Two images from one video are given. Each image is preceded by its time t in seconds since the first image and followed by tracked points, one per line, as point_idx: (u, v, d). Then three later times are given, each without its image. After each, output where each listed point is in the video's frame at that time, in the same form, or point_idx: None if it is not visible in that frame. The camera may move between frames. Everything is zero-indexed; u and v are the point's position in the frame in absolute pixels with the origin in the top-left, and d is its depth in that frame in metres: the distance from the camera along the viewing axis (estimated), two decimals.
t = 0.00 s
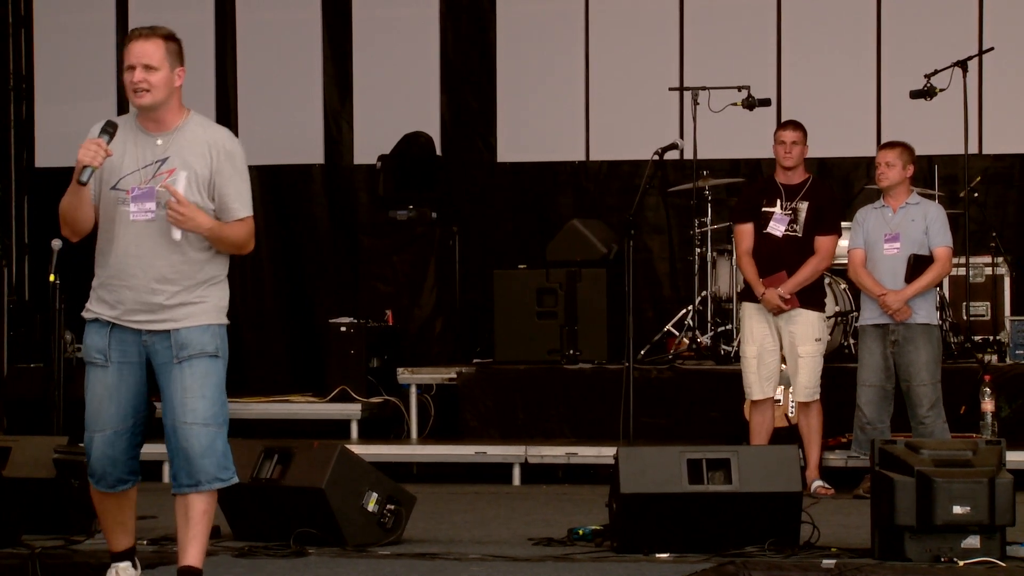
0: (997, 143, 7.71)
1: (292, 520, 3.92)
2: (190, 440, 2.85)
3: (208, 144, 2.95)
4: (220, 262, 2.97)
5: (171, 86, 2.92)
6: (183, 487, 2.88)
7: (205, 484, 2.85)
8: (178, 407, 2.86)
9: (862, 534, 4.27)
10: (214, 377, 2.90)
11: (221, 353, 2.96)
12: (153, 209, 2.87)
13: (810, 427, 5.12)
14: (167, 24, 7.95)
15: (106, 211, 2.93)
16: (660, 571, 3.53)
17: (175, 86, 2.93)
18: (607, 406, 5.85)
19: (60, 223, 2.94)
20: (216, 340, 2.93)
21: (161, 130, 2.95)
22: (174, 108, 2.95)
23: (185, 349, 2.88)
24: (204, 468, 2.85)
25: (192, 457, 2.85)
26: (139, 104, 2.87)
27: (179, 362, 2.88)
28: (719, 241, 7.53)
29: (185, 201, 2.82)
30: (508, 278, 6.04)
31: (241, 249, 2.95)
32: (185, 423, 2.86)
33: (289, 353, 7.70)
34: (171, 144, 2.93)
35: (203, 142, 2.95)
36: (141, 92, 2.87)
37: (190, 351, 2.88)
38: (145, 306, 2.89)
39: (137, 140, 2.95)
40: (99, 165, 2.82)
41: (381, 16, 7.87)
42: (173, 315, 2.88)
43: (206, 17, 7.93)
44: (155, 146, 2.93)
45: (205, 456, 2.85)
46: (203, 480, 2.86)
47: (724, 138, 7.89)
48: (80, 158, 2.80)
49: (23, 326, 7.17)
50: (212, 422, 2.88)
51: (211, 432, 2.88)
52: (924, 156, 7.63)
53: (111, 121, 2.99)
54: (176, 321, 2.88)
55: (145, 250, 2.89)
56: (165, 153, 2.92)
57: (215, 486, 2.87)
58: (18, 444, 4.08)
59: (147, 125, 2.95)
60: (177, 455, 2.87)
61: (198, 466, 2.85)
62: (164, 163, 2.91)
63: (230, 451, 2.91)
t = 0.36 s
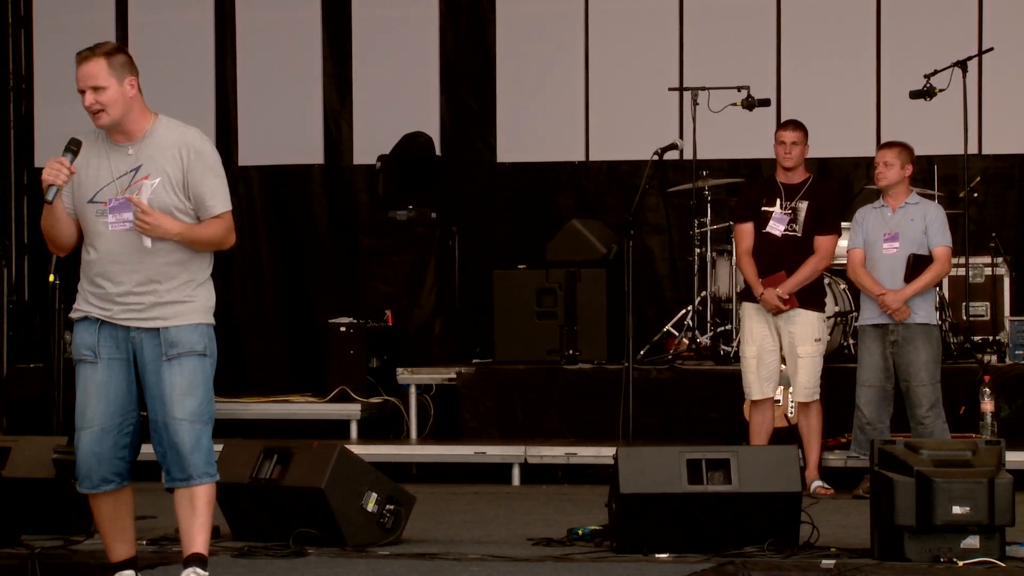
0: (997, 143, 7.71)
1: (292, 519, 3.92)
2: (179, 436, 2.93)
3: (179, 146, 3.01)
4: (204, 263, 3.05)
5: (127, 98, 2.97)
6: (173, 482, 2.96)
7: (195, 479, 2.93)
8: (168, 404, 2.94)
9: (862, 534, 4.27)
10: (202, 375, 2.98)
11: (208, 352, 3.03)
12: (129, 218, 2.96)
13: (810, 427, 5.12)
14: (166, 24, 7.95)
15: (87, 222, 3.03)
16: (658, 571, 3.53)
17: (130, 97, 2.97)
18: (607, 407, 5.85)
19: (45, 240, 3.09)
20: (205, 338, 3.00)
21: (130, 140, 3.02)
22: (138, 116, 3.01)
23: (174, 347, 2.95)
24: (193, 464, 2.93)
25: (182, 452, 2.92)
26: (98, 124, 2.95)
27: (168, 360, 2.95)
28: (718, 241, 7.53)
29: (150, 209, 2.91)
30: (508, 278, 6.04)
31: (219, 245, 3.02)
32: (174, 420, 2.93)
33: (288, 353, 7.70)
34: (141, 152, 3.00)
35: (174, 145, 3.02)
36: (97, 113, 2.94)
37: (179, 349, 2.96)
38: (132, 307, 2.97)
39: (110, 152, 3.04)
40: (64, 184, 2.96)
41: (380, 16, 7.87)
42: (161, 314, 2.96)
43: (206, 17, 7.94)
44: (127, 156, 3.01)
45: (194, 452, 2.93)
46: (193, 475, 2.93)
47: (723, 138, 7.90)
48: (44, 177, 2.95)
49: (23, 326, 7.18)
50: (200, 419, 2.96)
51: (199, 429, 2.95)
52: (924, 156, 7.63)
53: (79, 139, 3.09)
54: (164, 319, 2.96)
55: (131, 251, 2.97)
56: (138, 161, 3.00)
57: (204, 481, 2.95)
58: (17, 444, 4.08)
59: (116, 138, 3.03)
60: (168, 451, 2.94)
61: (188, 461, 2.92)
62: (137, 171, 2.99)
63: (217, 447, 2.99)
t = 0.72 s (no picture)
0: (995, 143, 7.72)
1: (292, 519, 3.91)
2: (197, 431, 2.92)
3: (186, 144, 3.03)
4: (216, 258, 3.05)
5: (136, 94, 3.00)
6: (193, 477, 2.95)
7: (214, 472, 2.92)
8: (185, 400, 2.93)
9: (861, 534, 4.27)
10: (218, 371, 2.98)
11: (223, 349, 3.03)
12: (138, 216, 2.97)
13: (810, 427, 5.12)
14: (165, 24, 7.95)
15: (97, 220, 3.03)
16: (657, 571, 3.53)
17: (138, 93, 3.00)
18: (606, 407, 5.86)
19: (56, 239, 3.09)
20: (218, 335, 3.00)
21: (139, 138, 3.03)
22: (147, 114, 3.03)
23: (189, 343, 2.95)
24: (213, 458, 2.92)
25: (201, 447, 2.91)
26: (106, 118, 2.98)
27: (183, 356, 2.95)
28: (717, 241, 7.53)
29: (159, 190, 2.89)
30: (507, 278, 6.04)
31: (219, 241, 2.98)
32: (192, 415, 2.93)
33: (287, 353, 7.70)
34: (150, 150, 3.01)
35: (183, 144, 3.03)
36: (105, 106, 2.97)
37: (194, 346, 2.96)
38: (144, 302, 2.96)
39: (117, 150, 3.05)
40: (68, 178, 2.97)
41: (379, 15, 7.87)
42: (172, 310, 2.96)
43: (205, 17, 7.94)
44: (134, 154, 3.02)
45: (214, 446, 2.92)
46: (212, 469, 2.93)
47: (723, 138, 7.90)
48: (49, 172, 2.97)
49: (22, 326, 7.18)
50: (220, 414, 2.95)
51: (219, 425, 2.94)
52: (923, 156, 7.62)
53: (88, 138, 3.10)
54: (176, 315, 2.96)
55: (142, 247, 2.97)
56: (146, 159, 3.01)
57: (223, 475, 2.94)
58: (16, 444, 4.08)
59: (125, 135, 3.04)
60: (186, 446, 2.93)
61: (208, 455, 2.91)
62: (145, 169, 3.00)
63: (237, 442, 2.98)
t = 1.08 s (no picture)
0: (993, 143, 7.72)
1: (290, 519, 3.91)
2: (239, 436, 2.95)
3: (244, 153, 3.02)
4: (263, 264, 3.06)
5: (207, 112, 2.97)
6: (227, 476, 3.00)
7: (251, 476, 2.98)
8: (230, 402, 2.95)
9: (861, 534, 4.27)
10: (263, 377, 3.00)
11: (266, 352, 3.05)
12: (189, 220, 2.95)
13: (809, 427, 5.12)
14: (165, 24, 7.96)
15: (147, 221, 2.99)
16: (657, 571, 3.53)
17: (209, 113, 2.97)
18: (605, 407, 5.86)
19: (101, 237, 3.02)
20: (265, 340, 3.02)
21: (197, 145, 3.01)
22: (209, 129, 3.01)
23: (237, 347, 2.97)
24: (251, 462, 2.97)
25: (242, 451, 2.95)
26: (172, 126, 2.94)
27: (230, 360, 2.96)
28: (716, 241, 7.53)
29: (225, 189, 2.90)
30: (506, 278, 6.04)
31: (273, 247, 2.99)
32: (236, 418, 2.95)
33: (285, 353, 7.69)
34: (209, 157, 3.00)
35: (240, 154, 3.02)
36: (174, 114, 2.93)
37: (242, 350, 2.97)
38: (195, 305, 2.96)
39: (173, 153, 3.02)
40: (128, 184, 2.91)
41: (378, 15, 7.88)
42: (222, 313, 2.96)
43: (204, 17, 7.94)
44: (191, 160, 3.00)
45: (254, 451, 2.96)
46: (248, 472, 2.98)
47: (721, 138, 7.91)
48: (107, 175, 2.90)
49: (21, 326, 7.17)
50: (262, 419, 2.99)
51: (260, 429, 2.97)
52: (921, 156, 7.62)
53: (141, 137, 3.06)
54: (226, 318, 2.97)
55: (193, 250, 2.96)
56: (203, 165, 3.00)
57: (259, 478, 2.99)
58: (14, 445, 4.07)
59: (183, 141, 3.02)
60: (225, 448, 2.96)
61: (247, 459, 2.96)
62: (202, 174, 2.99)
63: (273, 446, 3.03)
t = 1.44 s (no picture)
0: (991, 143, 7.73)
1: (288, 520, 3.90)
2: (261, 432, 2.96)
3: (291, 151, 3.07)
4: (292, 266, 3.10)
5: (257, 94, 3.00)
6: (245, 473, 3.00)
7: (269, 473, 2.98)
8: (253, 398, 2.96)
9: (860, 534, 4.27)
10: (285, 375, 3.02)
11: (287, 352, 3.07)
12: (236, 208, 2.96)
13: (807, 427, 5.11)
14: (163, 24, 7.96)
15: (189, 206, 2.99)
16: (655, 570, 3.53)
17: (261, 93, 3.01)
18: (604, 407, 5.86)
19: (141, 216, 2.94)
20: (288, 339, 3.05)
21: (245, 135, 3.05)
22: (257, 114, 3.04)
23: (263, 344, 2.98)
24: (271, 459, 2.97)
25: (263, 448, 2.96)
26: (224, 106, 2.96)
27: (255, 356, 2.98)
28: (714, 241, 7.53)
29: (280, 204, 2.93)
30: (505, 279, 6.04)
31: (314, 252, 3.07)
32: (258, 415, 2.96)
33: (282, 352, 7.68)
34: (257, 149, 3.04)
35: (288, 150, 3.07)
36: (227, 95, 2.95)
37: (267, 347, 2.99)
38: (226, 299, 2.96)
39: (221, 142, 3.04)
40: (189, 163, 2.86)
41: (377, 15, 7.88)
42: (252, 309, 2.98)
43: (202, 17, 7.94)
44: (239, 150, 3.03)
45: (274, 449, 2.97)
46: (267, 470, 2.98)
47: (720, 138, 7.91)
48: (171, 152, 2.85)
49: (19, 326, 7.16)
50: (283, 417, 3.00)
51: (281, 426, 2.99)
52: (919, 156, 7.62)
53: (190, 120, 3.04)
54: (254, 315, 2.98)
55: (228, 243, 2.97)
56: (250, 157, 3.03)
57: (275, 476, 3.00)
58: (14, 445, 4.06)
59: (231, 130, 3.05)
60: (245, 444, 2.97)
61: (267, 456, 2.96)
62: (249, 166, 3.02)
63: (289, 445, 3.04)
